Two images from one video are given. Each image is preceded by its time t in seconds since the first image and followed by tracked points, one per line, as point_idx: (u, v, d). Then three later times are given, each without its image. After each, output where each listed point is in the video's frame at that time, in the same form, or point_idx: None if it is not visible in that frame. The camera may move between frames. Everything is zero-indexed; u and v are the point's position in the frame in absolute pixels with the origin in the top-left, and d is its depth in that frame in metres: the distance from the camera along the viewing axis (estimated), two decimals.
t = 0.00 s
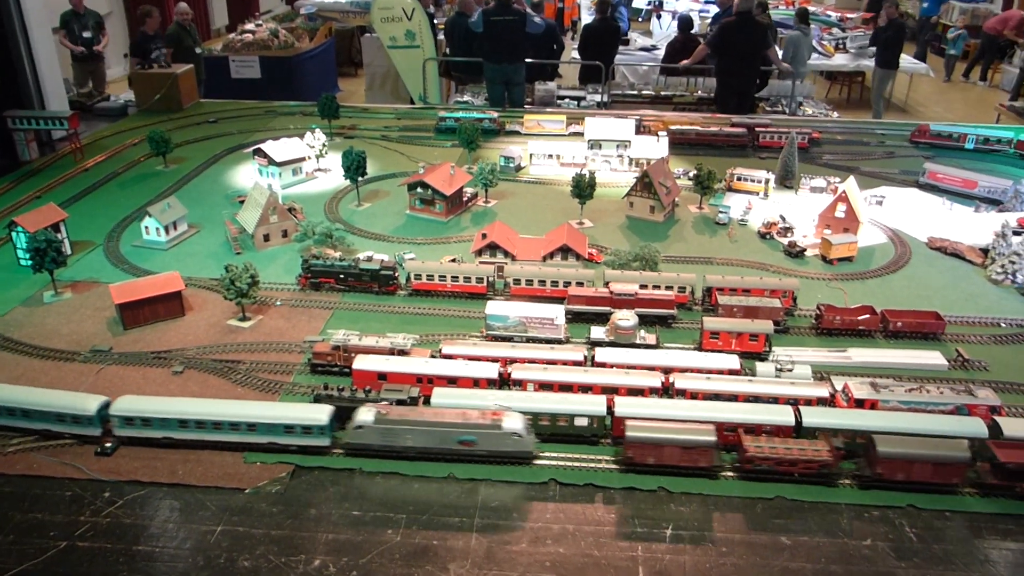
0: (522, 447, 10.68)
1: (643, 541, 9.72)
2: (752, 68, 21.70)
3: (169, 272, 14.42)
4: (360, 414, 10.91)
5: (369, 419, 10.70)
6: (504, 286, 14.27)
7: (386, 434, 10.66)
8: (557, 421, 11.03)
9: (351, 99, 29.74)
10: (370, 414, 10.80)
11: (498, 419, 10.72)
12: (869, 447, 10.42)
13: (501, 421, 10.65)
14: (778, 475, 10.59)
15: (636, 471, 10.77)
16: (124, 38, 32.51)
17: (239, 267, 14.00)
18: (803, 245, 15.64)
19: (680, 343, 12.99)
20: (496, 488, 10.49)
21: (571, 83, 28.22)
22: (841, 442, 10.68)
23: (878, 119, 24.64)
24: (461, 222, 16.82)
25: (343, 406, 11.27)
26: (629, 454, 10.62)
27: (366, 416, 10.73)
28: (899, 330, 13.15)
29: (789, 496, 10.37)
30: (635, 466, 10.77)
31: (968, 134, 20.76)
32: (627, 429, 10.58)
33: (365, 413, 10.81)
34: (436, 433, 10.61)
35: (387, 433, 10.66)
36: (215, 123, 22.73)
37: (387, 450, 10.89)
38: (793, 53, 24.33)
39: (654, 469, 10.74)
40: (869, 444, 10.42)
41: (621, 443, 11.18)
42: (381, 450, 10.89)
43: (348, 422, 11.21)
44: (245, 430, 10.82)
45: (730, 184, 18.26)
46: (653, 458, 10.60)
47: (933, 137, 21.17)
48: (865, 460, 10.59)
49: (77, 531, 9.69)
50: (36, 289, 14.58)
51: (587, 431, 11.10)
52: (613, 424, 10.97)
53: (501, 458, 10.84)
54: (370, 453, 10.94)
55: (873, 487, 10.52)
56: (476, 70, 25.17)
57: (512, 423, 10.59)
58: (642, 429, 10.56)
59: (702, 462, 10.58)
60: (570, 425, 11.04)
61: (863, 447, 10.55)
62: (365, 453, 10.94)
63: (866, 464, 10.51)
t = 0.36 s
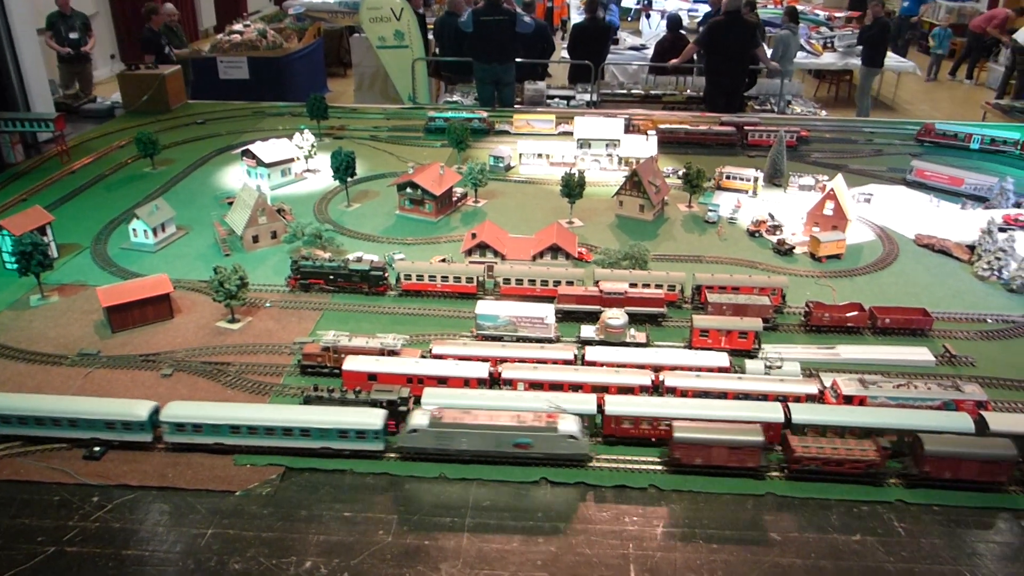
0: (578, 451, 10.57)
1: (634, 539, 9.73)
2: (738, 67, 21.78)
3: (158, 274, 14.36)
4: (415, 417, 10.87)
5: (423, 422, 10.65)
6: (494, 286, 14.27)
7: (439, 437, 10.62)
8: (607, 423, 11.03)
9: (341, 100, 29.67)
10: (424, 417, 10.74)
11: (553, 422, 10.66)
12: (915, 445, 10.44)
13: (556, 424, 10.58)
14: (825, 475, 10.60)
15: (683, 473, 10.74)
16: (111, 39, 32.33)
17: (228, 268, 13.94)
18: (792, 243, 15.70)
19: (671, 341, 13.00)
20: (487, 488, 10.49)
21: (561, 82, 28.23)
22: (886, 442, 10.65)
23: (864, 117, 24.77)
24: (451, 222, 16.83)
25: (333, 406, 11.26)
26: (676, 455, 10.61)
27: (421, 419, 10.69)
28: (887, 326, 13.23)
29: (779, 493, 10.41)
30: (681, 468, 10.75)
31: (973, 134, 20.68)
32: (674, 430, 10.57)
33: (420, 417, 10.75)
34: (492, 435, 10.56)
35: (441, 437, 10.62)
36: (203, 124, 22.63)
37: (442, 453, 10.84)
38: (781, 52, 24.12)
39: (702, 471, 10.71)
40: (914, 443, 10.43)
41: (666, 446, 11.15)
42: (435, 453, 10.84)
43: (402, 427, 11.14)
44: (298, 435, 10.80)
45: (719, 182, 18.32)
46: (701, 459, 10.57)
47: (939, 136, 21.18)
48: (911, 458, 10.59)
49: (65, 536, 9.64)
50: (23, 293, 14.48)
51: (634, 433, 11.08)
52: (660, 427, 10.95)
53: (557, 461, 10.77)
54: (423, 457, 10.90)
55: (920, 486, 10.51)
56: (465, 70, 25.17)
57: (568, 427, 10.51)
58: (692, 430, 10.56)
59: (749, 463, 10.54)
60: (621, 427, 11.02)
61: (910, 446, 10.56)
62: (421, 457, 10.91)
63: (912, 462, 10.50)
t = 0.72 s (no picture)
0: (632, 451, 10.52)
1: (616, 535, 9.76)
2: (716, 65, 21.89)
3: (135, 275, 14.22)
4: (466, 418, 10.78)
5: (475, 424, 10.57)
6: (475, 285, 14.25)
7: (491, 439, 10.56)
8: (653, 421, 10.99)
9: (320, 99, 29.51)
10: (476, 419, 10.66)
11: (605, 422, 10.58)
12: (957, 441, 10.51)
13: (610, 424, 10.50)
14: (866, 472, 10.62)
15: (727, 472, 10.74)
16: (86, 39, 31.97)
17: (206, 269, 13.83)
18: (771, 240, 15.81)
19: (651, 338, 13.05)
20: (469, 487, 10.48)
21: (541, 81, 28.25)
22: (887, 436, 10.69)
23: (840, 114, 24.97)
24: (431, 221, 16.78)
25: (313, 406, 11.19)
26: (720, 454, 10.61)
27: (472, 421, 10.61)
28: (865, 321, 13.33)
29: (758, 488, 10.48)
30: (724, 466, 10.76)
31: (970, 134, 20.65)
32: (718, 429, 10.56)
33: (471, 419, 10.66)
34: (545, 437, 10.47)
35: (493, 439, 10.55)
36: (179, 124, 22.42)
37: (493, 455, 10.79)
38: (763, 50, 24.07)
39: (742, 469, 10.72)
40: (957, 439, 10.49)
41: (709, 444, 11.14)
42: (486, 454, 10.79)
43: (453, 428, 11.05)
44: (348, 438, 10.66)
45: (699, 180, 18.41)
46: (744, 457, 10.58)
47: (936, 135, 21.20)
48: (950, 453, 10.68)
49: (42, 541, 9.51)
50: None
51: (676, 431, 11.09)
52: (705, 425, 10.91)
53: (609, 462, 10.73)
54: (475, 458, 10.84)
55: (960, 482, 10.58)
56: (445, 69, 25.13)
57: (621, 427, 10.43)
58: (738, 428, 10.56)
59: (792, 461, 10.57)
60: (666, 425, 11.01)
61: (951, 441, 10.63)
62: (473, 458, 10.85)
63: (953, 458, 10.56)
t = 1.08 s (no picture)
0: (687, 450, 10.54)
1: (600, 532, 9.77)
2: (697, 61, 21.94)
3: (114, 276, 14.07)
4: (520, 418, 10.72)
5: (531, 424, 10.51)
6: (458, 283, 14.21)
7: (548, 439, 10.49)
8: (703, 419, 10.98)
9: (302, 97, 29.34)
10: (532, 419, 10.59)
11: (661, 421, 10.58)
12: (1002, 437, 10.51)
13: (665, 423, 10.51)
14: (912, 469, 10.65)
15: (774, 469, 10.72)
16: (64, 37, 31.59)
17: (187, 269, 13.71)
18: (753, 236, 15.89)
19: (635, 335, 13.07)
20: (454, 486, 10.45)
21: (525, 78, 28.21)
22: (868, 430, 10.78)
23: (820, 109, 25.12)
24: (414, 219, 16.72)
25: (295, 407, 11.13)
26: (767, 453, 10.58)
27: (528, 421, 10.54)
28: (846, 316, 13.42)
29: (741, 483, 10.53)
30: (770, 464, 10.73)
31: (969, 132, 20.65)
32: (766, 427, 10.53)
33: (526, 418, 10.60)
34: (601, 436, 10.44)
35: (549, 439, 10.49)
36: (160, 123, 22.23)
37: (548, 455, 10.73)
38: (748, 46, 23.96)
39: (789, 467, 10.70)
40: (1002, 436, 10.50)
41: (754, 441, 11.15)
42: (541, 455, 10.72)
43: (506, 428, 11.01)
44: (404, 440, 10.59)
45: (682, 176, 18.46)
46: (792, 456, 10.55)
47: (936, 133, 21.19)
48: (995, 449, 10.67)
49: (22, 545, 9.39)
50: None
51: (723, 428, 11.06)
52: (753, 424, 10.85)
53: (665, 461, 10.72)
54: (528, 458, 10.78)
55: (1006, 478, 10.61)
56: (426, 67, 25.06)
57: (677, 425, 10.45)
58: (786, 427, 10.54)
59: (839, 459, 10.59)
60: (716, 424, 10.98)
61: (995, 437, 10.64)
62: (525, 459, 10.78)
63: (997, 454, 10.58)
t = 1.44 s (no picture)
0: (741, 444, 10.62)
1: (586, 527, 9.77)
2: (676, 55, 21.96)
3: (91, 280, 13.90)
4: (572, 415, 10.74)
5: (586, 421, 10.53)
6: (439, 280, 14.17)
7: (603, 435, 10.52)
8: (753, 413, 11.04)
9: (281, 96, 29.13)
10: (586, 415, 10.61)
11: (714, 415, 10.64)
12: None
13: (719, 416, 10.57)
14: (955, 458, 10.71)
15: (819, 461, 10.77)
16: (36, 39, 31.14)
17: (165, 271, 13.58)
18: (733, 228, 15.93)
19: (617, 329, 13.08)
20: (438, 484, 10.41)
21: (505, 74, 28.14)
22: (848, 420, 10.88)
23: (798, 101, 25.23)
24: (395, 217, 16.65)
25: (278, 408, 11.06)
26: (812, 444, 10.64)
27: (582, 418, 10.56)
28: (827, 306, 13.48)
29: (724, 474, 10.56)
30: (815, 456, 10.78)
31: (965, 125, 20.54)
32: (811, 419, 10.61)
33: (580, 415, 10.63)
34: (656, 431, 10.50)
35: (604, 435, 10.53)
36: (136, 124, 22.00)
37: (601, 452, 10.75)
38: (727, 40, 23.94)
39: (835, 459, 10.76)
40: None
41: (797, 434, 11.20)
42: (595, 452, 10.73)
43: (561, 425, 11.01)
44: (458, 439, 10.60)
45: (662, 170, 18.48)
46: (836, 447, 10.62)
47: (933, 125, 21.08)
48: None
49: None
50: None
51: (762, 422, 11.11)
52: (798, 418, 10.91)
53: (718, 455, 10.78)
54: (581, 455, 10.78)
55: None
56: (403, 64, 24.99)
57: (731, 418, 10.52)
58: (830, 419, 10.63)
59: (883, 449, 10.66)
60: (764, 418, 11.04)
61: None
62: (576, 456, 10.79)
63: None
